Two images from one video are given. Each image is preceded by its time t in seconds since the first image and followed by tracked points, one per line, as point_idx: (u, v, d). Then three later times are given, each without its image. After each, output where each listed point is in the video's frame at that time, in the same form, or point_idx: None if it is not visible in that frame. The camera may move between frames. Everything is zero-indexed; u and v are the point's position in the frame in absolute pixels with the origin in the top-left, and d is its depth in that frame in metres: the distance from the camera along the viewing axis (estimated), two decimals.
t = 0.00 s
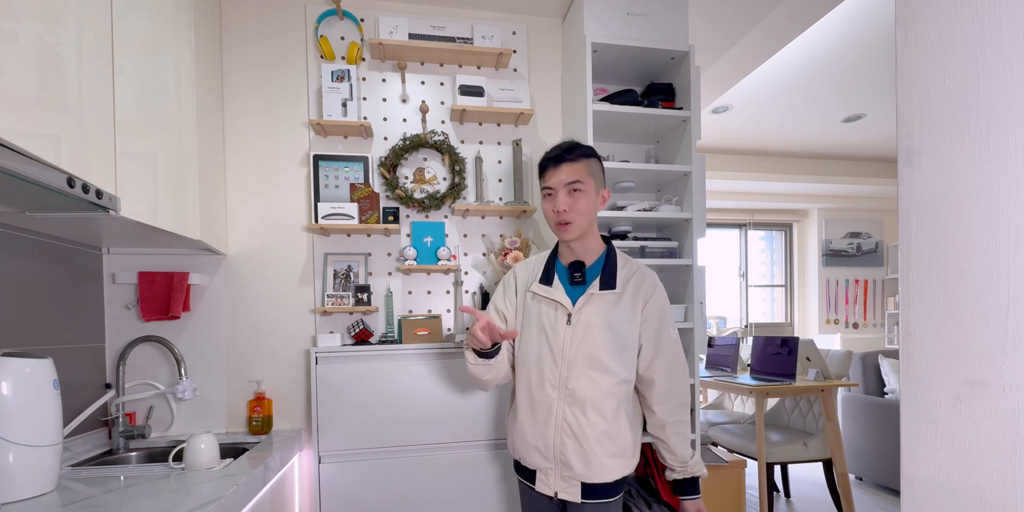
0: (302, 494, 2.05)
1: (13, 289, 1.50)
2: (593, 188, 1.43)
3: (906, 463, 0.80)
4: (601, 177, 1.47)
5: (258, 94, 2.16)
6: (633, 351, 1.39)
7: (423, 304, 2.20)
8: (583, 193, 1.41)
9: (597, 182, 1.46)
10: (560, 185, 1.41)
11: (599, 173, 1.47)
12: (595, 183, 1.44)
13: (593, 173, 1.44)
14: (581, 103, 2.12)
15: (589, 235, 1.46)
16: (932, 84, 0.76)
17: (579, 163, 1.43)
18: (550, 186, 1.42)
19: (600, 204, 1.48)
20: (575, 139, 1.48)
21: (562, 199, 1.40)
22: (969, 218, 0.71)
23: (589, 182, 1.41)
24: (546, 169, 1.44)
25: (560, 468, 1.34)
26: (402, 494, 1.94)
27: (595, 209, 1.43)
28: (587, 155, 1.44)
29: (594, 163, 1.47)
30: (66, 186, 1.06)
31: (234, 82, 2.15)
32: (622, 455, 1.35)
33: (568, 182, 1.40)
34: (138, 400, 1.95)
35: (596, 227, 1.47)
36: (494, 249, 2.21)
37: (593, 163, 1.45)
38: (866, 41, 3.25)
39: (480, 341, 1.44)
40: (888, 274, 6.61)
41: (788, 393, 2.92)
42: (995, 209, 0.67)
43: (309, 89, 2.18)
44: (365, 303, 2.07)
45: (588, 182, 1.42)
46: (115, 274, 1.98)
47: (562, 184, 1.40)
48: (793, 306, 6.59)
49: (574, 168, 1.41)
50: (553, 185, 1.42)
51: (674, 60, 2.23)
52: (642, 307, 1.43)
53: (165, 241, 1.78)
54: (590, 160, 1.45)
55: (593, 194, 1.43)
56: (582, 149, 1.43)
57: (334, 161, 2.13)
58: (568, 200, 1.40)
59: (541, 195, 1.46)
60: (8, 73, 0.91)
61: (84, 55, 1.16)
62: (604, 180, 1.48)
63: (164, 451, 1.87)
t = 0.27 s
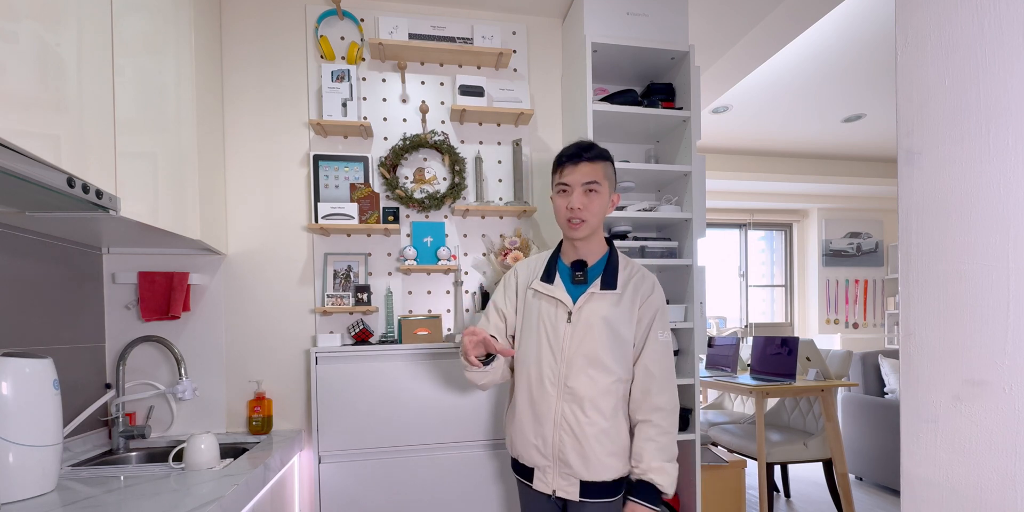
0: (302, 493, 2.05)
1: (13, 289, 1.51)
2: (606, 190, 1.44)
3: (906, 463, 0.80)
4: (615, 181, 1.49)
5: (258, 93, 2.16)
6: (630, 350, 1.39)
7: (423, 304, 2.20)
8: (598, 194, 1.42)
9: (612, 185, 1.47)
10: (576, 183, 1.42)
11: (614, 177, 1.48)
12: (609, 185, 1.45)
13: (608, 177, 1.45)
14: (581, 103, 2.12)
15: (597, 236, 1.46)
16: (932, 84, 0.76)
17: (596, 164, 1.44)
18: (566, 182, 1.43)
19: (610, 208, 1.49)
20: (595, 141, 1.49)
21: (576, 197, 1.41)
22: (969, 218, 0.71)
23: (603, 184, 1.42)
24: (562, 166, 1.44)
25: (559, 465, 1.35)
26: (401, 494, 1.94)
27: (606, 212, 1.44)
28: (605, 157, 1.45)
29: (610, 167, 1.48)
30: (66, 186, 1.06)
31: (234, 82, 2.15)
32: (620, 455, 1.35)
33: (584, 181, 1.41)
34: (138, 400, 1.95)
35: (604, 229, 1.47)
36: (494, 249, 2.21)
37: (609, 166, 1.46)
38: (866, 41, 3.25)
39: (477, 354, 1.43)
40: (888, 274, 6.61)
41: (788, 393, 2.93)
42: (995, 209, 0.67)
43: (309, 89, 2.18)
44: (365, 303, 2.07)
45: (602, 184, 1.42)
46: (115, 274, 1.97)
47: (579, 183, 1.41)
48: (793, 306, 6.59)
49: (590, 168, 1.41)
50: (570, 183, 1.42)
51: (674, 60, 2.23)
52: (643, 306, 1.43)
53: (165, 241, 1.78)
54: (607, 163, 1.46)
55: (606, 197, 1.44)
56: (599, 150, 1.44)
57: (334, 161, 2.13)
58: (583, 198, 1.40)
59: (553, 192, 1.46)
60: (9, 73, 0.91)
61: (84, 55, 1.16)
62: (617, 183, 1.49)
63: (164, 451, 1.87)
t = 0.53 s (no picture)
0: (302, 493, 2.05)
1: (13, 289, 1.51)
2: (598, 185, 1.44)
3: (906, 463, 0.80)
4: (606, 176, 1.49)
5: (258, 93, 2.16)
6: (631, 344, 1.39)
7: (423, 304, 2.20)
8: (590, 190, 1.42)
9: (602, 181, 1.47)
10: (567, 181, 1.41)
11: (604, 173, 1.48)
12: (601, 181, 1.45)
13: (598, 172, 1.45)
14: (581, 103, 2.12)
15: (593, 232, 1.45)
16: (932, 84, 0.76)
17: (586, 160, 1.44)
18: (558, 180, 1.42)
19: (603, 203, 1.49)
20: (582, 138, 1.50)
21: (569, 193, 1.40)
22: (969, 218, 0.71)
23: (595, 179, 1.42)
24: (554, 164, 1.44)
25: (561, 463, 1.35)
26: (401, 494, 1.94)
27: (599, 207, 1.44)
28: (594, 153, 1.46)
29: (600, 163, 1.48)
30: (66, 186, 1.06)
31: (234, 82, 2.15)
32: (622, 451, 1.35)
33: (575, 177, 1.41)
34: (138, 400, 1.95)
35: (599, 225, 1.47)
36: (494, 249, 2.21)
37: (599, 163, 1.47)
38: (866, 41, 3.25)
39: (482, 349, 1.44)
40: (888, 274, 6.61)
41: (788, 393, 2.93)
42: (995, 209, 0.67)
43: (309, 89, 2.18)
44: (365, 303, 2.07)
45: (594, 180, 1.42)
46: (115, 274, 1.97)
47: (570, 179, 1.41)
48: (793, 307, 6.59)
49: (581, 164, 1.42)
50: (561, 180, 1.42)
51: (674, 60, 2.23)
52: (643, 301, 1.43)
53: (165, 241, 1.78)
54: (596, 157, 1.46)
55: (598, 192, 1.44)
56: (589, 147, 1.45)
57: (334, 161, 2.13)
58: (575, 195, 1.40)
59: (547, 190, 1.45)
60: (9, 73, 0.91)
61: (84, 55, 1.16)
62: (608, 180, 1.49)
63: (164, 451, 1.87)
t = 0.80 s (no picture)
0: (302, 493, 2.05)
1: (13, 289, 1.51)
2: (583, 184, 1.43)
3: (906, 463, 0.80)
4: (590, 174, 1.48)
5: (258, 93, 2.16)
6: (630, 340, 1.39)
7: (423, 304, 2.20)
8: (574, 191, 1.41)
9: (587, 180, 1.46)
10: (551, 186, 1.41)
11: (588, 171, 1.47)
12: (585, 180, 1.44)
13: (581, 172, 1.44)
14: (581, 103, 2.12)
15: (584, 232, 1.45)
16: (932, 85, 0.76)
17: (568, 162, 1.43)
18: (541, 187, 1.42)
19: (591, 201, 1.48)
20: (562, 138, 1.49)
21: (554, 198, 1.40)
22: (969, 218, 0.71)
23: (577, 180, 1.41)
24: (537, 170, 1.44)
25: (564, 463, 1.34)
26: (401, 494, 1.94)
27: (587, 206, 1.44)
28: (574, 153, 1.45)
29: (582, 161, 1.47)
30: (66, 186, 1.06)
31: (234, 82, 2.15)
32: (626, 449, 1.35)
33: (558, 181, 1.40)
34: (138, 400, 1.95)
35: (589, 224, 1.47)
36: (494, 249, 2.21)
37: (582, 161, 1.46)
38: (866, 41, 3.25)
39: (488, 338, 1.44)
40: (888, 274, 6.61)
41: (788, 393, 2.93)
42: (995, 209, 0.67)
43: (309, 89, 2.18)
44: (365, 303, 2.07)
45: (577, 179, 1.42)
46: (115, 274, 1.97)
47: (553, 184, 1.40)
48: (793, 307, 6.59)
49: (563, 167, 1.41)
50: (544, 186, 1.42)
51: (674, 60, 2.23)
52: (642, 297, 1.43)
53: (165, 241, 1.78)
54: (577, 157, 1.45)
55: (584, 192, 1.43)
56: (569, 147, 1.44)
57: (334, 161, 2.13)
58: (560, 198, 1.40)
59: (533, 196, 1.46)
60: (9, 73, 0.91)
61: (84, 55, 1.16)
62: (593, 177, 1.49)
63: (164, 451, 1.87)
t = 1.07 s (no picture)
0: (302, 493, 2.05)
1: (13, 289, 1.51)
2: (578, 182, 1.42)
3: (906, 463, 0.80)
4: (586, 172, 1.47)
5: (258, 93, 2.16)
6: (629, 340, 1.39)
7: (423, 304, 2.20)
8: (570, 190, 1.41)
9: (583, 178, 1.46)
10: (547, 185, 1.41)
11: (585, 168, 1.47)
12: (580, 178, 1.44)
13: (578, 170, 1.43)
14: (581, 102, 2.12)
15: (582, 231, 1.45)
16: (932, 85, 0.76)
17: (564, 160, 1.42)
18: (537, 186, 1.42)
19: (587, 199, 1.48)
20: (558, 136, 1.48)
21: (550, 197, 1.40)
22: (969, 218, 0.71)
23: (573, 178, 1.41)
24: (532, 169, 1.43)
25: (565, 465, 1.34)
26: (401, 494, 1.94)
27: (583, 204, 1.43)
28: (570, 151, 1.44)
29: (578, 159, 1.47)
30: (66, 186, 1.06)
31: (234, 82, 2.15)
32: (626, 450, 1.35)
33: (554, 180, 1.40)
34: (138, 400, 1.95)
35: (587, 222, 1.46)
36: (494, 249, 2.21)
37: (577, 159, 1.45)
38: (866, 41, 3.25)
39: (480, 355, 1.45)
40: (888, 274, 6.61)
41: (788, 393, 2.93)
42: (995, 209, 0.67)
43: (309, 89, 2.18)
44: (365, 303, 2.07)
45: (572, 178, 1.41)
46: (115, 274, 1.97)
47: (549, 183, 1.40)
48: (793, 306, 6.59)
49: (558, 166, 1.41)
50: (540, 185, 1.41)
51: (674, 60, 2.23)
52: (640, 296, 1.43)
53: (165, 241, 1.78)
54: (573, 155, 1.45)
55: (580, 190, 1.43)
56: (565, 146, 1.43)
57: (334, 161, 2.13)
58: (556, 198, 1.40)
59: (529, 196, 1.45)
60: (9, 73, 0.91)
61: (84, 55, 1.16)
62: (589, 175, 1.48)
63: (164, 451, 1.87)
